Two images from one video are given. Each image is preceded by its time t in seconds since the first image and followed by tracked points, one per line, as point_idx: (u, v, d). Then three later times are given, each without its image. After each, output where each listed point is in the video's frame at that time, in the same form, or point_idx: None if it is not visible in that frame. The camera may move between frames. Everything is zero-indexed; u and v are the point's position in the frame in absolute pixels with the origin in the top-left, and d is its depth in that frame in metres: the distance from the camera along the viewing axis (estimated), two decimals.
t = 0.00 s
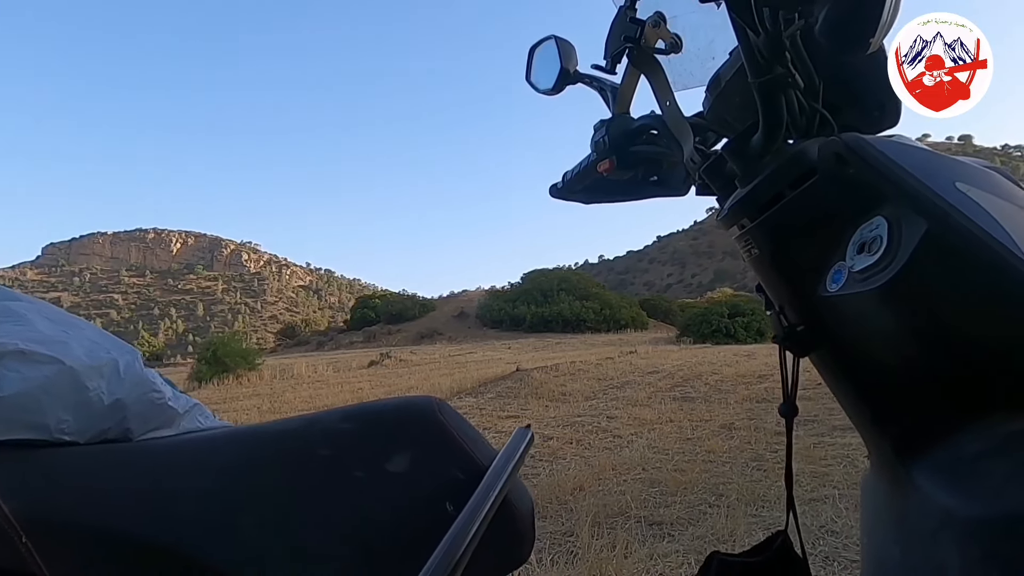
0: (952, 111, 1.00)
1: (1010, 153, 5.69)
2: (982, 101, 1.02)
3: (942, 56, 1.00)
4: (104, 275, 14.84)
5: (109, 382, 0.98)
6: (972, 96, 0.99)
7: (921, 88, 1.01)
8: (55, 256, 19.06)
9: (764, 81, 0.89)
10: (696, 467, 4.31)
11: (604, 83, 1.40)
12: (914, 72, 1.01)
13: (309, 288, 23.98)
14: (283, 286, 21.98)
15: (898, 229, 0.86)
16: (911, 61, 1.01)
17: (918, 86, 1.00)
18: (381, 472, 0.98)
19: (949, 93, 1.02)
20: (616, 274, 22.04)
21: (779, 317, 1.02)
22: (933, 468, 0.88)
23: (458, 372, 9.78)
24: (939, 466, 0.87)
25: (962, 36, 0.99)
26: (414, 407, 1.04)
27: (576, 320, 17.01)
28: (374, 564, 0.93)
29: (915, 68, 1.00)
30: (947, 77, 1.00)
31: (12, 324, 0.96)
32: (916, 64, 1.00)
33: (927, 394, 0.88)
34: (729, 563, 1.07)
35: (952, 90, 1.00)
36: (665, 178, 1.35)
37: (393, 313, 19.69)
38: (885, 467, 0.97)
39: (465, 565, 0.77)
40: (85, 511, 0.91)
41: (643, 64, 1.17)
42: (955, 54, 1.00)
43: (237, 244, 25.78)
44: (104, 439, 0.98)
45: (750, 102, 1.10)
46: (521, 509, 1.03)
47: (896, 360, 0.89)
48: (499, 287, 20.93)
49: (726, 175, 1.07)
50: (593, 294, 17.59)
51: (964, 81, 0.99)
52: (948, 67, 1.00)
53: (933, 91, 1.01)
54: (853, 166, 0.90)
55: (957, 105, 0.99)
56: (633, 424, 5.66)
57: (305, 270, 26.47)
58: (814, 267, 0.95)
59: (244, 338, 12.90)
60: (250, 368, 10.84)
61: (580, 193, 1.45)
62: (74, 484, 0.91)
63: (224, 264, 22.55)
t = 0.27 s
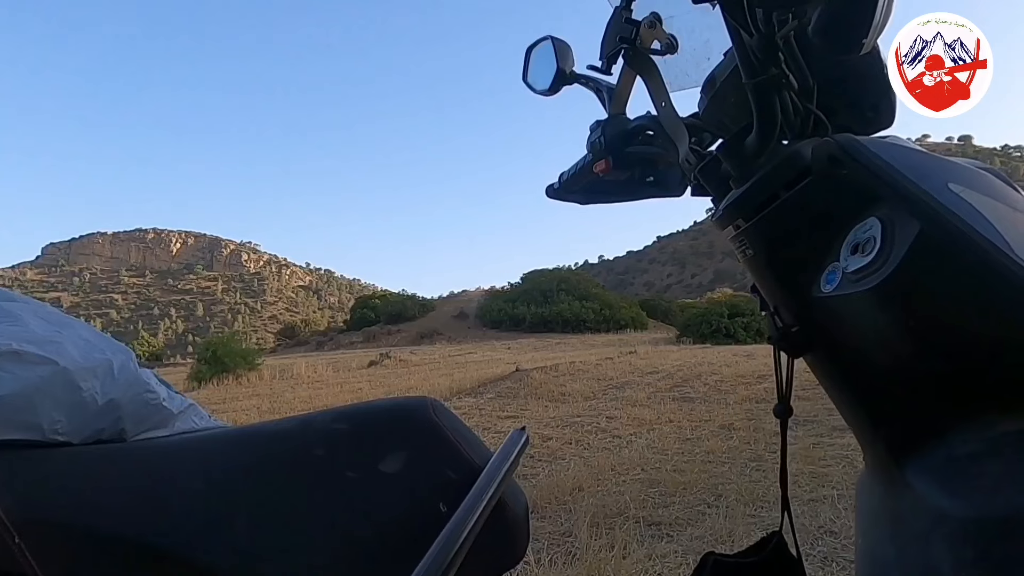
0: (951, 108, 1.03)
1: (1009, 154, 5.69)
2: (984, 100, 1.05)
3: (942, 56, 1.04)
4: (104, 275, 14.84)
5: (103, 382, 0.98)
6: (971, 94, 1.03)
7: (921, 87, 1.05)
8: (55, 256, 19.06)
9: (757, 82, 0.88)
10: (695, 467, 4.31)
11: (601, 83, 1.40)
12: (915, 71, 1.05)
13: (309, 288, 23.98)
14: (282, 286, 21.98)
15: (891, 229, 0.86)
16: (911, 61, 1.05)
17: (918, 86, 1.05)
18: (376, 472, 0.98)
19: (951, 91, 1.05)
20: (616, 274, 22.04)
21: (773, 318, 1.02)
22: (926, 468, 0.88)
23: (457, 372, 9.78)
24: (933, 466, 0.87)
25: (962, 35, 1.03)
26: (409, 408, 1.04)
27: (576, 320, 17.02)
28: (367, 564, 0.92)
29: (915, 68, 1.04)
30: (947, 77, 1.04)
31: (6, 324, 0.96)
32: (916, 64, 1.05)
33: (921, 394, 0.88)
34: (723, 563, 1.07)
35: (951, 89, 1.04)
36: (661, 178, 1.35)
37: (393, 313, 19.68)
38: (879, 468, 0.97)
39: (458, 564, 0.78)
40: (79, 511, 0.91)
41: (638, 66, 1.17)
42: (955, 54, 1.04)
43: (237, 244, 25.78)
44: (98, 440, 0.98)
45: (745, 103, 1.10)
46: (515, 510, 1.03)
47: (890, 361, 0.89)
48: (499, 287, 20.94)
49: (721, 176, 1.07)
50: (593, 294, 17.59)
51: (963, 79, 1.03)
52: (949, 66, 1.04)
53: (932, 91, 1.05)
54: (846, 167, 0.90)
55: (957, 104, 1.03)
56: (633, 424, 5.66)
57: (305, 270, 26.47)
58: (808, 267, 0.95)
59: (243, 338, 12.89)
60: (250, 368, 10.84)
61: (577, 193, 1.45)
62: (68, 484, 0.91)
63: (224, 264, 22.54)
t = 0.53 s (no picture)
0: (951, 109, 1.10)
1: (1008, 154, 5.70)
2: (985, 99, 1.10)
3: (943, 56, 1.10)
4: (103, 275, 14.83)
5: (103, 384, 0.98)
6: (972, 96, 1.09)
7: (921, 87, 1.11)
8: (54, 256, 19.06)
9: (756, 85, 0.89)
10: (695, 468, 4.32)
11: (600, 85, 1.40)
12: (915, 71, 1.11)
13: (309, 288, 23.98)
14: (282, 286, 21.98)
15: (891, 231, 0.86)
16: (911, 61, 1.11)
17: (917, 86, 1.11)
18: (375, 474, 0.98)
19: (950, 91, 1.11)
20: (615, 275, 22.04)
21: (773, 320, 1.02)
22: (926, 469, 0.88)
23: (457, 372, 9.79)
24: (932, 468, 0.87)
25: (962, 36, 1.09)
26: (409, 409, 1.04)
27: (575, 320, 17.02)
28: (366, 564, 0.93)
29: (915, 68, 1.10)
30: (948, 77, 1.10)
31: (6, 326, 0.96)
32: (917, 63, 1.11)
33: (920, 396, 0.88)
34: (722, 564, 1.07)
35: (951, 88, 1.10)
36: (660, 180, 1.35)
37: (392, 314, 19.68)
38: (877, 470, 0.97)
39: (457, 565, 0.78)
40: (79, 511, 0.91)
41: (638, 68, 1.18)
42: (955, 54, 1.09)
43: (237, 245, 25.78)
44: (98, 441, 0.98)
45: (744, 105, 1.10)
46: (514, 510, 1.03)
47: (889, 363, 0.89)
48: (499, 287, 20.95)
49: (720, 177, 1.07)
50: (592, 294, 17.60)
51: (964, 81, 1.08)
52: (949, 66, 1.10)
53: (933, 90, 1.11)
54: (844, 171, 0.90)
55: (957, 104, 1.09)
56: (632, 424, 5.67)
57: (304, 271, 26.47)
58: (807, 269, 0.95)
59: (243, 338, 12.89)
60: (249, 368, 10.85)
61: (577, 194, 1.45)
62: (69, 486, 0.91)
63: (224, 265, 22.53)
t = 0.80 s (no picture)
0: (952, 109, 1.11)
1: (1007, 154, 5.71)
2: (985, 98, 1.12)
3: (943, 56, 1.11)
4: (102, 275, 14.82)
5: (103, 389, 0.99)
6: (972, 96, 1.10)
7: (922, 87, 1.13)
8: (54, 256, 19.06)
9: (753, 91, 0.89)
10: (694, 468, 4.32)
11: (598, 89, 1.40)
12: (915, 71, 1.13)
13: (308, 288, 23.97)
14: (281, 286, 21.98)
15: (886, 237, 0.87)
16: (911, 61, 1.12)
17: (918, 86, 1.12)
18: (373, 478, 0.98)
19: (951, 91, 1.13)
20: (615, 275, 22.05)
21: (770, 324, 1.03)
22: (921, 473, 0.89)
23: (457, 372, 9.79)
24: (927, 471, 0.88)
25: (962, 36, 1.10)
26: (408, 413, 1.04)
27: (575, 321, 17.03)
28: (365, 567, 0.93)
29: (915, 68, 1.12)
30: (948, 77, 1.11)
31: (6, 331, 0.96)
32: (916, 63, 1.12)
33: (915, 401, 0.89)
34: (719, 565, 1.09)
35: (951, 88, 1.11)
36: (658, 183, 1.36)
37: (392, 314, 19.69)
38: (873, 474, 0.98)
39: (454, 569, 0.79)
40: (79, 515, 0.91)
41: (635, 73, 1.18)
42: (955, 53, 1.11)
43: (236, 245, 25.76)
44: (97, 447, 0.99)
45: (741, 110, 1.11)
46: (513, 514, 1.03)
47: (884, 368, 0.90)
48: (498, 287, 20.93)
49: (717, 183, 1.08)
50: (591, 294, 17.62)
51: (965, 82, 1.10)
52: (949, 66, 1.11)
53: (933, 90, 1.12)
54: (841, 176, 0.91)
55: (957, 104, 1.10)
56: (631, 425, 5.67)
57: (304, 271, 26.46)
58: (803, 274, 0.95)
59: (242, 338, 12.89)
60: (248, 368, 10.85)
61: (575, 198, 1.46)
62: (69, 491, 0.92)
63: (223, 265, 22.52)
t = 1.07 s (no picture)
0: (952, 109, 1.12)
1: (1006, 154, 5.72)
2: (986, 98, 1.13)
3: (943, 56, 1.12)
4: (102, 275, 14.83)
5: (103, 390, 0.99)
6: (972, 96, 1.11)
7: (921, 87, 1.13)
8: (53, 256, 19.07)
9: (751, 93, 0.89)
10: (693, 468, 4.33)
11: (597, 91, 1.41)
12: (915, 71, 1.13)
13: (308, 288, 23.98)
14: (281, 286, 21.99)
15: (883, 240, 0.87)
16: (911, 61, 1.13)
17: (917, 87, 1.13)
18: (372, 480, 0.99)
19: (951, 91, 1.13)
20: (614, 275, 22.07)
21: (768, 325, 1.03)
22: (920, 475, 0.89)
23: (456, 372, 9.80)
24: (924, 473, 0.88)
25: (962, 36, 1.10)
26: (407, 415, 1.05)
27: (574, 321, 17.04)
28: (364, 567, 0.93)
29: (915, 68, 1.12)
30: (948, 77, 1.12)
31: (5, 333, 0.97)
32: (916, 63, 1.13)
33: (910, 402, 0.89)
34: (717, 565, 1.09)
35: (951, 88, 1.12)
36: (657, 185, 1.36)
37: (391, 314, 19.69)
38: (871, 475, 0.98)
39: (454, 570, 0.79)
40: (80, 515, 0.91)
41: (634, 75, 1.18)
42: (955, 53, 1.11)
43: (235, 244, 25.76)
44: (97, 447, 0.99)
45: (739, 112, 1.11)
46: (511, 515, 1.04)
47: (883, 370, 0.90)
48: (498, 288, 20.94)
49: (715, 185, 1.08)
50: (591, 294, 17.63)
51: (965, 82, 1.11)
52: (949, 66, 1.12)
53: (933, 90, 1.13)
54: (838, 179, 0.91)
55: (956, 104, 1.11)
56: (631, 425, 5.67)
57: (303, 271, 26.46)
58: (801, 276, 0.96)
59: (242, 338, 12.90)
60: (248, 368, 10.86)
61: (574, 200, 1.46)
62: (69, 491, 0.92)
63: (223, 264, 22.53)
